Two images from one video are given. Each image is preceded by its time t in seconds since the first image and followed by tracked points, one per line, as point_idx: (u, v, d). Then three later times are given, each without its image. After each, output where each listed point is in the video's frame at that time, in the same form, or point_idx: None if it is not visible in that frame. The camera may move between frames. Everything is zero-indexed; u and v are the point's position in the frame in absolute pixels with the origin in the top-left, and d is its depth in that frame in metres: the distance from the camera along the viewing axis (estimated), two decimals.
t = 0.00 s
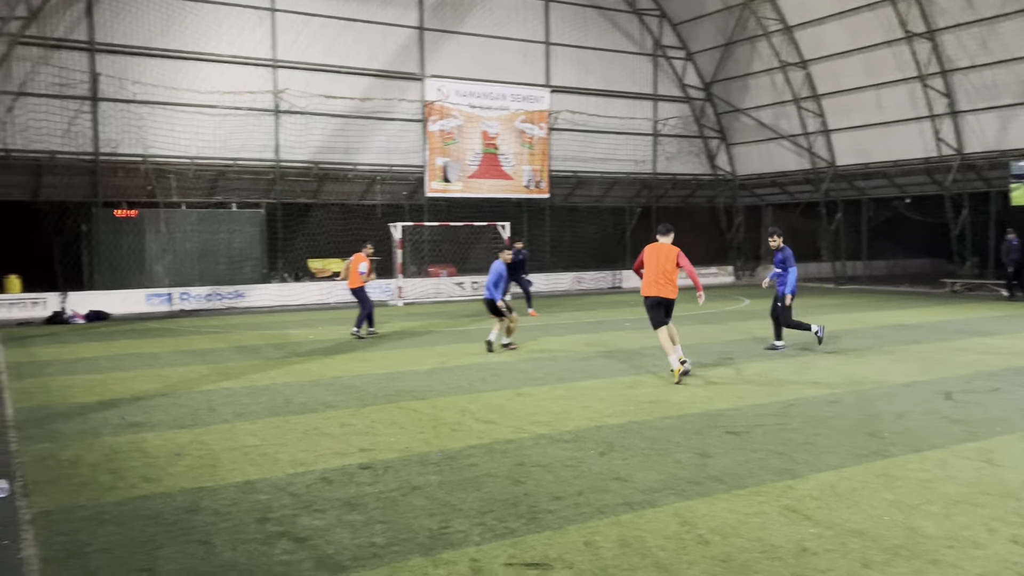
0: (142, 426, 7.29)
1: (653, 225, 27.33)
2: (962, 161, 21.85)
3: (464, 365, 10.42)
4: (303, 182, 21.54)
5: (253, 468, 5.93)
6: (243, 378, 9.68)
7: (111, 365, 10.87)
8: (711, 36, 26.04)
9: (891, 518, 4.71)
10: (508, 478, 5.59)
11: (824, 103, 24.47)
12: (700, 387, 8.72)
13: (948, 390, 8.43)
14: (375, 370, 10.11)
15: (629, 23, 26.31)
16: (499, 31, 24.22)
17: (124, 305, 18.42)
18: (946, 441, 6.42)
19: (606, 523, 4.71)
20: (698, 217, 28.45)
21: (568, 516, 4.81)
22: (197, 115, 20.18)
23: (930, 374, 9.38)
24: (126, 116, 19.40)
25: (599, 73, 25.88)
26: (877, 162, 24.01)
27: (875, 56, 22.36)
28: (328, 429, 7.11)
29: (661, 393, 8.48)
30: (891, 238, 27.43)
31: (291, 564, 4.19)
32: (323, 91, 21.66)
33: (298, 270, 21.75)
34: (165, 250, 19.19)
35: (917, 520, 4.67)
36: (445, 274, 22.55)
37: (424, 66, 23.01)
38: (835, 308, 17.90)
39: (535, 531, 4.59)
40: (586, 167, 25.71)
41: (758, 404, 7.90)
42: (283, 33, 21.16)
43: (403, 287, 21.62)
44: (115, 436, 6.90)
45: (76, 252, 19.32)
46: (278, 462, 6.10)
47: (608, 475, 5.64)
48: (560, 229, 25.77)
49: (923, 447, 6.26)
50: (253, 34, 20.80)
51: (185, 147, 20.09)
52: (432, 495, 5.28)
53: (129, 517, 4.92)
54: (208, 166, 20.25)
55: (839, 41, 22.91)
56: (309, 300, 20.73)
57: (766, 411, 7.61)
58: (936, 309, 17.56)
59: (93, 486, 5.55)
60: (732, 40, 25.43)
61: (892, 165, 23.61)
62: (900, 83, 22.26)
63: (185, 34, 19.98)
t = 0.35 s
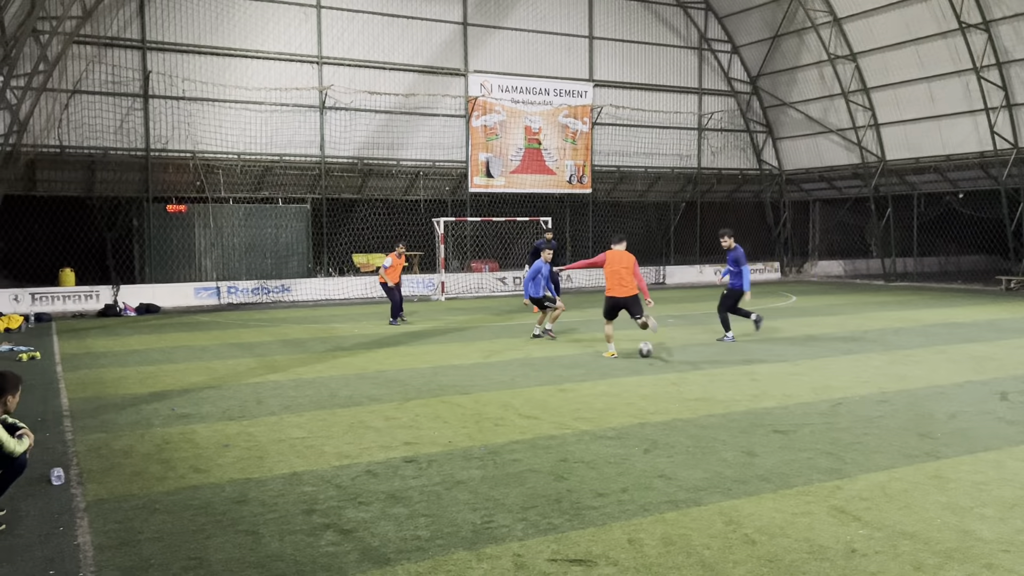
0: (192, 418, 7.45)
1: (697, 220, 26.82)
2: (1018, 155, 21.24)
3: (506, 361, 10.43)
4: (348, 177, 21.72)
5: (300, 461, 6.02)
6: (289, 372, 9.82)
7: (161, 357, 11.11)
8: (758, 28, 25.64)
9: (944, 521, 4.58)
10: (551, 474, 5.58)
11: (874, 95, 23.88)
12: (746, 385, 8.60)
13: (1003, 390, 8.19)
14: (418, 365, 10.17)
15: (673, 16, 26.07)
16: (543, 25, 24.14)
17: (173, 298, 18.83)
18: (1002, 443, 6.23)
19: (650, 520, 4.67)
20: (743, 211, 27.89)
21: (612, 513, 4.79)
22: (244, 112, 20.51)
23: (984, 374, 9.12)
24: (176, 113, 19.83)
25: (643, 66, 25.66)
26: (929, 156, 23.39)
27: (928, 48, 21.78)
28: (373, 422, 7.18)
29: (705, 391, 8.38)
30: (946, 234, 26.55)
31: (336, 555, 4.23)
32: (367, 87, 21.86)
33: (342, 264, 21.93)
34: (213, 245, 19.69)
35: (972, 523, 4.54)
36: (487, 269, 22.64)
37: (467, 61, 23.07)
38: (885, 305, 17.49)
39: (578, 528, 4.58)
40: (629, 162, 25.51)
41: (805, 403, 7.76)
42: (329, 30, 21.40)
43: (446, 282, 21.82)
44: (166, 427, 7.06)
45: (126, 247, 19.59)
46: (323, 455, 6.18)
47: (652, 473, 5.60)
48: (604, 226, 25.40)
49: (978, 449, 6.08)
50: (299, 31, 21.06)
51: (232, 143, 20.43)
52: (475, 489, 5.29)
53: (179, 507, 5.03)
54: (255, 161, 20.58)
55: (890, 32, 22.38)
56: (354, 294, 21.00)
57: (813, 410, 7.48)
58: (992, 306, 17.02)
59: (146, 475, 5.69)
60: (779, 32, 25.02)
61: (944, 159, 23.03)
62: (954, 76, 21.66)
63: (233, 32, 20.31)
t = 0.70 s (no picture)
0: (211, 414, 7.51)
1: (715, 218, 26.69)
2: None
3: (523, 359, 10.43)
4: (366, 176, 21.82)
5: (317, 457, 6.06)
6: (307, 369, 9.88)
7: (181, 354, 11.22)
8: (777, 26, 25.46)
9: (963, 522, 4.54)
10: (567, 472, 5.58)
11: (894, 94, 23.65)
12: (763, 384, 8.55)
13: None
14: (434, 362, 10.21)
15: (691, 14, 25.96)
16: (560, 24, 24.11)
17: (192, 295, 19.01)
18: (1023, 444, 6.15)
19: (666, 520, 4.66)
20: (761, 210, 27.70)
21: (628, 512, 4.78)
22: (263, 111, 20.65)
23: (1006, 374, 9.00)
24: (195, 112, 20.00)
25: (660, 64, 25.56)
26: (949, 154, 23.15)
27: (949, 45, 21.54)
28: (390, 419, 7.21)
29: (722, 390, 8.34)
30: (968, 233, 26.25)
31: (353, 552, 4.26)
32: (385, 86, 21.94)
33: (360, 262, 21.89)
34: (232, 243, 19.90)
35: (991, 524, 4.50)
36: (503, 267, 22.65)
37: (485, 59, 23.08)
38: (904, 305, 17.34)
39: (594, 526, 4.58)
40: (647, 160, 25.42)
41: (823, 402, 7.71)
42: (346, 29, 21.50)
43: (463, 280, 21.87)
44: (185, 423, 7.12)
45: (147, 245, 19.72)
46: (340, 452, 6.21)
47: (668, 472, 5.58)
48: (620, 224, 25.37)
49: (998, 450, 6.01)
50: (317, 30, 21.16)
51: (251, 141, 20.56)
52: (491, 487, 5.30)
53: (198, 502, 5.07)
54: (273, 160, 20.72)
55: (910, 30, 22.16)
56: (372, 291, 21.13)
57: (831, 409, 7.43)
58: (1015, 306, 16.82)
59: (165, 471, 5.75)
60: (799, 30, 24.84)
61: (965, 158, 22.78)
62: (975, 74, 21.42)
63: (252, 31, 20.45)
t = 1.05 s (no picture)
0: (219, 413, 7.54)
1: (723, 219, 26.62)
2: None
3: (530, 359, 10.44)
4: (373, 176, 21.87)
5: (324, 457, 6.07)
6: (314, 369, 9.91)
7: (189, 353, 11.28)
8: (785, 26, 25.40)
9: (972, 524, 4.52)
10: (575, 473, 5.58)
11: (904, 94, 23.55)
12: (770, 385, 8.54)
13: None
14: (442, 362, 10.22)
15: (699, 14, 25.92)
16: (568, 25, 24.10)
17: (201, 295, 19.03)
18: None
19: (673, 520, 4.66)
20: (769, 211, 27.64)
21: (635, 513, 4.78)
22: (271, 111, 20.72)
23: (1017, 376, 8.95)
24: (204, 112, 20.10)
25: (669, 64, 25.52)
26: (959, 155, 23.03)
27: (959, 45, 21.44)
28: (397, 419, 7.23)
29: (730, 391, 8.33)
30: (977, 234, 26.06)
31: (361, 551, 4.28)
32: (393, 87, 21.98)
33: (369, 263, 21.94)
34: (241, 243, 19.94)
35: (1000, 527, 4.48)
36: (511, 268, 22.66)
37: (493, 60, 23.10)
38: (914, 306, 17.24)
39: (601, 526, 4.58)
40: (655, 161, 25.38)
41: (831, 404, 7.69)
42: (355, 29, 21.55)
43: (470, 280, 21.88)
44: (193, 423, 7.16)
45: (156, 245, 19.87)
46: (348, 451, 6.23)
47: (675, 472, 5.58)
48: (628, 224, 25.34)
49: (1008, 451, 5.98)
50: (325, 31, 21.21)
51: (259, 142, 20.65)
52: (498, 487, 5.31)
53: (206, 501, 5.10)
54: (282, 160, 20.79)
55: (919, 30, 22.06)
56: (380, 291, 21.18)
57: (839, 410, 7.41)
58: None
59: (174, 469, 5.78)
60: (807, 31, 24.78)
61: (975, 159, 22.66)
62: (985, 74, 21.31)
63: (261, 32, 20.53)
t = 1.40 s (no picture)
0: (219, 414, 7.54)
1: (723, 219, 26.62)
2: None
3: (530, 360, 10.44)
4: (374, 177, 21.87)
5: (325, 458, 6.07)
6: (315, 369, 9.92)
7: (190, 354, 11.29)
8: (786, 28, 25.41)
9: (973, 525, 4.52)
10: (575, 474, 5.58)
11: (904, 95, 23.56)
12: (771, 386, 8.54)
13: None
14: (442, 363, 10.22)
15: (700, 16, 25.94)
16: (568, 26, 24.11)
17: (201, 295, 19.02)
18: None
19: (674, 521, 4.66)
20: (769, 212, 27.66)
21: (636, 514, 4.78)
22: (272, 112, 20.73)
23: (1017, 377, 8.94)
24: (204, 113, 20.11)
25: (669, 65, 25.53)
26: (959, 156, 23.04)
27: (960, 46, 21.44)
28: (398, 420, 7.23)
29: (730, 392, 8.32)
30: (977, 235, 26.04)
31: (361, 552, 4.28)
32: (393, 88, 21.98)
33: (369, 264, 21.97)
34: (241, 244, 19.93)
35: (1001, 528, 4.47)
36: (511, 268, 22.64)
37: (493, 61, 23.12)
38: (915, 308, 17.25)
39: (602, 527, 4.58)
40: (655, 162, 25.40)
41: (831, 405, 7.69)
42: (355, 30, 21.57)
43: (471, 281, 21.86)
44: (194, 423, 7.16)
45: (156, 245, 19.88)
46: (348, 452, 6.23)
47: (676, 473, 5.58)
48: (627, 225, 25.35)
49: (1008, 453, 5.98)
50: (326, 32, 21.23)
51: (260, 143, 20.65)
52: (499, 488, 5.31)
53: (207, 502, 5.10)
54: (282, 161, 20.79)
55: (920, 31, 22.06)
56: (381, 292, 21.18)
57: (840, 411, 7.41)
58: None
59: (174, 470, 5.78)
60: (807, 32, 24.80)
61: (975, 160, 22.67)
62: (985, 76, 21.32)
63: (262, 33, 20.54)
